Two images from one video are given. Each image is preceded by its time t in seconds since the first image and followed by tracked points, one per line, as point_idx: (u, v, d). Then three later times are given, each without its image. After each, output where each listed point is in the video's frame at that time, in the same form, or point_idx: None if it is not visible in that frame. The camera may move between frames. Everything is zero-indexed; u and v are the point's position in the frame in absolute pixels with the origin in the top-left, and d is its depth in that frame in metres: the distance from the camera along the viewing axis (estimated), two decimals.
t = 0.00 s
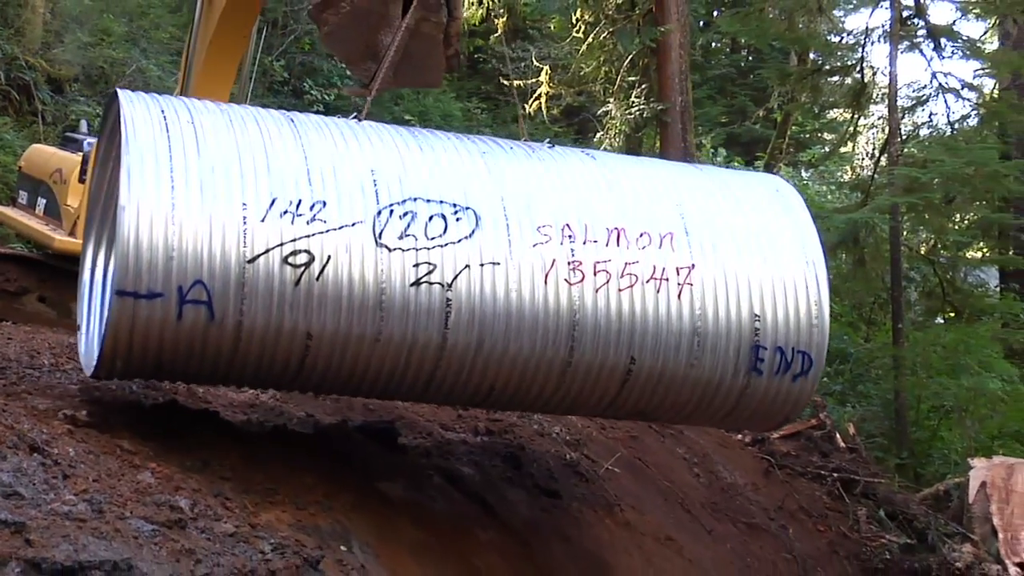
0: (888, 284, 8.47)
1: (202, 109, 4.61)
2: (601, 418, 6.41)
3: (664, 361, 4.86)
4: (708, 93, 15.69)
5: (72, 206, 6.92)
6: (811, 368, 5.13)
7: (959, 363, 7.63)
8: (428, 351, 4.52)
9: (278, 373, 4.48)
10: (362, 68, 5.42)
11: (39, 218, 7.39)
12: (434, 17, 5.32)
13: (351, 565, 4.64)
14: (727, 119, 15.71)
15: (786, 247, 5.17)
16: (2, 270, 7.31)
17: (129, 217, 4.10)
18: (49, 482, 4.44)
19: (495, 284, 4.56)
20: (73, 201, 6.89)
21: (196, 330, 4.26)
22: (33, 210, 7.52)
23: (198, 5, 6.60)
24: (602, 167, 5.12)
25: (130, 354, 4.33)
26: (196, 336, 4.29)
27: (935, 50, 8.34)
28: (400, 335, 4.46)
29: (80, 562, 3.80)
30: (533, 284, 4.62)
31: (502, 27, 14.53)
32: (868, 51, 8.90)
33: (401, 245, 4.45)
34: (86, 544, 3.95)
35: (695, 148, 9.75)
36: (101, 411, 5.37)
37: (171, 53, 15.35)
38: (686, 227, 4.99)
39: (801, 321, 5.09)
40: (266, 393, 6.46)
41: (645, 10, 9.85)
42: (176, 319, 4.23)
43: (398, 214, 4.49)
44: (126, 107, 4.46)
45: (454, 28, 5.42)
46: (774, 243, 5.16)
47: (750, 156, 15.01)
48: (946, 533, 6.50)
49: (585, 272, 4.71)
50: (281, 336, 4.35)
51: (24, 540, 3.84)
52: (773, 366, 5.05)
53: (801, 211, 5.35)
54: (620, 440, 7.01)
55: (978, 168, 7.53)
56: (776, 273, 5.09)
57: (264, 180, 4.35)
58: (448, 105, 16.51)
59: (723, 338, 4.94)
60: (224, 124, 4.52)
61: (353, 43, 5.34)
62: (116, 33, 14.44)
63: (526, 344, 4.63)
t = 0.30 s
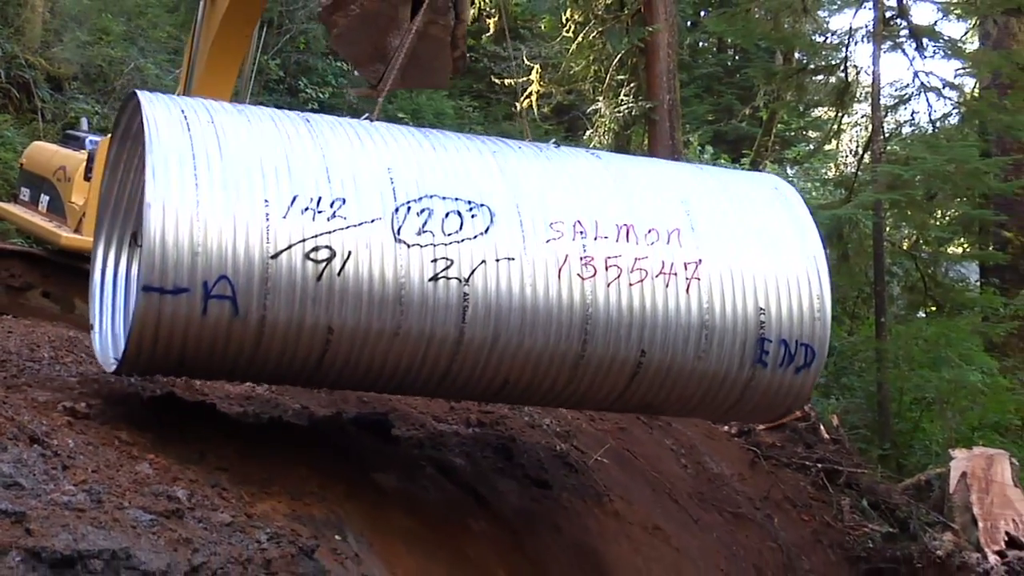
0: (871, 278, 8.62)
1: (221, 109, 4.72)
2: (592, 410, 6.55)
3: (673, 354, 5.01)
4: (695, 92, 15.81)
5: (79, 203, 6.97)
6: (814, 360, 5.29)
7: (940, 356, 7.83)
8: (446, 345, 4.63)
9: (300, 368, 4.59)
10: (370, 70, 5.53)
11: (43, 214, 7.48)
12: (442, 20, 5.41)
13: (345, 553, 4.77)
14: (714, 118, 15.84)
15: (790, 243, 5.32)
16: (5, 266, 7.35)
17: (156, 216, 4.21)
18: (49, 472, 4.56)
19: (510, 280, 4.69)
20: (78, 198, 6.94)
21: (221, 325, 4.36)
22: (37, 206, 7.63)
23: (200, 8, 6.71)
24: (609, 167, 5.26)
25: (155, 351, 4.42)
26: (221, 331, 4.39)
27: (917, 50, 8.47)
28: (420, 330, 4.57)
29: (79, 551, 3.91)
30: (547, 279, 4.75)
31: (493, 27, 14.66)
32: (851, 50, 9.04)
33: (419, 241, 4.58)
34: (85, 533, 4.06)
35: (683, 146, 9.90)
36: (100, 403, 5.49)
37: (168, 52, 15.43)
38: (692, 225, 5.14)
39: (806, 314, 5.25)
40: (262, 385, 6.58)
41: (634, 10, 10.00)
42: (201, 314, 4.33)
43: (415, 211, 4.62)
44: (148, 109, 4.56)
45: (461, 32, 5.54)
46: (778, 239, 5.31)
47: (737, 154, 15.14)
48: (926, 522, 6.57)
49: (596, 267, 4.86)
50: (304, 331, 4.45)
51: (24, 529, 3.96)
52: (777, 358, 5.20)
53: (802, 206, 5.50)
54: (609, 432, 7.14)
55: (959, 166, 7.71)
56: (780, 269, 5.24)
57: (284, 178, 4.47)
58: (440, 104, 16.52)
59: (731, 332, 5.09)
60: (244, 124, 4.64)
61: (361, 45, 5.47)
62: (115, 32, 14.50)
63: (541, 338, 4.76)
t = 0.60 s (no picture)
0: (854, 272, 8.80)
1: (242, 111, 4.70)
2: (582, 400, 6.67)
3: (687, 346, 5.05)
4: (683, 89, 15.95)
5: (83, 198, 7.16)
6: (820, 349, 5.36)
7: (921, 347, 8.01)
8: (468, 339, 4.65)
9: (324, 364, 4.58)
10: (377, 68, 5.56)
11: (45, 209, 7.61)
12: (448, 20, 5.36)
13: (340, 541, 4.91)
14: (702, 115, 15.94)
15: (794, 236, 5.40)
16: (11, 260, 7.51)
17: (186, 217, 4.18)
18: (49, 461, 4.68)
19: (531, 275, 4.72)
20: (83, 193, 7.13)
21: (250, 324, 4.34)
22: (39, 201, 7.73)
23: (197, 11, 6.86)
24: (620, 164, 5.31)
25: (183, 350, 4.40)
26: (249, 329, 4.37)
27: (898, 48, 8.62)
28: (444, 325, 4.58)
29: (78, 537, 4.00)
30: (566, 273, 4.78)
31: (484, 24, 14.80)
32: (835, 48, 9.27)
33: (441, 238, 4.59)
34: (85, 521, 4.18)
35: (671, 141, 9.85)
36: (99, 393, 5.61)
37: (165, 50, 15.50)
38: (701, 218, 5.21)
39: (812, 304, 5.33)
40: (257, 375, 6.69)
41: (622, 8, 10.16)
42: (231, 313, 4.30)
43: (436, 208, 4.62)
44: (171, 112, 4.54)
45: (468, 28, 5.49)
46: (783, 232, 5.39)
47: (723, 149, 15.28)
48: (908, 510, 6.72)
49: (612, 261, 4.90)
50: (330, 328, 4.45)
51: (24, 517, 4.08)
52: (785, 347, 5.26)
53: (803, 199, 5.60)
54: (598, 422, 7.26)
55: (940, 161, 7.86)
56: (785, 259, 5.32)
57: (309, 178, 4.46)
58: (433, 100, 16.65)
59: (741, 323, 5.15)
60: (265, 125, 4.64)
61: (368, 44, 5.45)
62: (113, 30, 14.53)
63: (560, 331, 4.78)
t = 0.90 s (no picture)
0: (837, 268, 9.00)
1: (264, 119, 4.78)
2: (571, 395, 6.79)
3: (703, 342, 5.18)
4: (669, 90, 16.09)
5: (87, 198, 7.21)
6: (828, 341, 5.49)
7: (903, 341, 8.24)
8: (492, 338, 4.74)
9: (353, 366, 4.66)
10: (382, 70, 5.74)
11: (48, 207, 7.64)
12: (454, 23, 5.63)
13: (334, 531, 5.05)
14: (689, 114, 15.98)
15: (801, 230, 5.53)
16: (15, 258, 7.64)
17: (219, 227, 4.22)
18: (48, 453, 4.81)
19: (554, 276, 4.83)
20: (86, 193, 7.21)
21: (283, 330, 4.40)
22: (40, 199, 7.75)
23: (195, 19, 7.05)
24: (631, 164, 5.43)
25: (214, 357, 4.44)
26: (280, 335, 4.43)
27: (880, 49, 8.81)
28: (470, 325, 4.67)
29: (77, 528, 4.13)
30: (585, 273, 4.89)
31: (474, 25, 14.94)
32: (818, 49, 9.40)
33: (465, 241, 4.69)
34: (83, 512, 4.30)
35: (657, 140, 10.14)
36: (97, 386, 5.73)
37: (161, 50, 15.51)
38: (712, 216, 5.33)
39: (821, 296, 5.44)
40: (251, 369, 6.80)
41: (610, 10, 10.29)
42: (264, 320, 4.36)
43: (459, 212, 4.73)
44: (196, 122, 4.60)
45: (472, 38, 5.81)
46: (791, 227, 5.52)
47: (710, 149, 15.44)
48: (889, 500, 6.95)
49: (629, 260, 5.01)
50: (359, 331, 4.53)
51: (23, 508, 4.20)
52: (795, 339, 5.39)
53: (808, 195, 5.74)
54: (586, 415, 7.39)
55: (920, 160, 8.06)
56: (794, 254, 5.45)
57: (335, 184, 4.55)
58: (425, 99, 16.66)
59: (754, 319, 5.27)
60: (288, 133, 4.72)
61: (373, 47, 5.66)
62: (110, 30, 14.47)
63: (581, 330, 4.89)
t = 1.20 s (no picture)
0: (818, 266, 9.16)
1: (286, 129, 4.87)
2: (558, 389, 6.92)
3: (716, 338, 5.31)
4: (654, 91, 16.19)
5: (88, 197, 7.17)
6: (834, 332, 5.63)
7: (882, 337, 8.37)
8: (516, 339, 4.85)
9: (382, 370, 4.75)
10: (383, 75, 5.87)
11: (48, 205, 7.57)
12: (453, 29, 5.85)
13: (325, 523, 5.19)
14: (673, 114, 16.05)
15: (805, 223, 5.67)
16: (15, 255, 7.29)
17: (251, 238, 4.31)
18: (44, 447, 4.93)
19: (575, 279, 4.94)
20: (88, 192, 7.16)
21: (315, 339, 4.50)
22: (41, 197, 7.71)
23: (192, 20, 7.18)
24: (641, 166, 5.54)
25: (248, 367, 4.52)
26: (312, 343, 4.52)
27: (859, 51, 9.18)
28: (495, 327, 4.78)
29: (73, 520, 4.26)
30: (603, 274, 5.02)
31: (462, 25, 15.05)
32: (799, 51, 9.71)
33: (487, 246, 4.80)
34: (78, 504, 4.42)
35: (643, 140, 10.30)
36: (92, 381, 5.85)
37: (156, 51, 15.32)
38: (721, 214, 5.47)
39: (826, 288, 5.58)
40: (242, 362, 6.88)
41: (596, 12, 10.44)
42: (296, 329, 4.44)
43: (480, 218, 4.84)
44: (222, 134, 4.67)
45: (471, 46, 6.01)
46: (796, 221, 5.66)
47: (694, 149, 15.58)
48: (867, 491, 7.24)
49: (644, 260, 5.14)
50: (388, 335, 4.63)
51: (20, 500, 4.32)
52: (803, 332, 5.53)
53: (808, 189, 5.88)
54: (572, 408, 7.53)
55: (898, 159, 8.35)
56: (800, 249, 5.60)
57: (360, 192, 4.65)
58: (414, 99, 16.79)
59: (764, 315, 5.41)
60: (312, 143, 4.80)
61: (376, 51, 5.82)
62: (105, 31, 14.14)
63: (600, 330, 5.01)
